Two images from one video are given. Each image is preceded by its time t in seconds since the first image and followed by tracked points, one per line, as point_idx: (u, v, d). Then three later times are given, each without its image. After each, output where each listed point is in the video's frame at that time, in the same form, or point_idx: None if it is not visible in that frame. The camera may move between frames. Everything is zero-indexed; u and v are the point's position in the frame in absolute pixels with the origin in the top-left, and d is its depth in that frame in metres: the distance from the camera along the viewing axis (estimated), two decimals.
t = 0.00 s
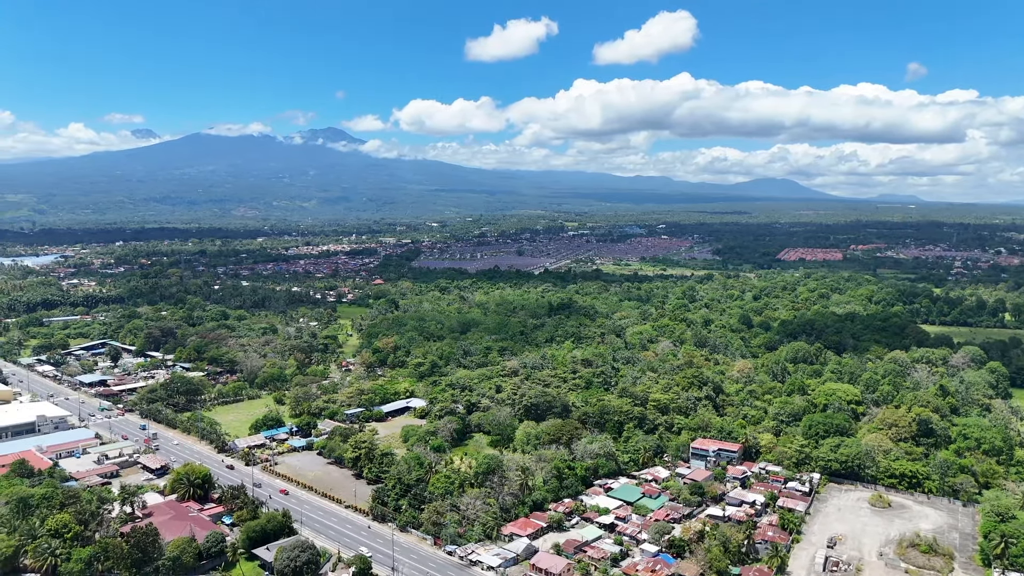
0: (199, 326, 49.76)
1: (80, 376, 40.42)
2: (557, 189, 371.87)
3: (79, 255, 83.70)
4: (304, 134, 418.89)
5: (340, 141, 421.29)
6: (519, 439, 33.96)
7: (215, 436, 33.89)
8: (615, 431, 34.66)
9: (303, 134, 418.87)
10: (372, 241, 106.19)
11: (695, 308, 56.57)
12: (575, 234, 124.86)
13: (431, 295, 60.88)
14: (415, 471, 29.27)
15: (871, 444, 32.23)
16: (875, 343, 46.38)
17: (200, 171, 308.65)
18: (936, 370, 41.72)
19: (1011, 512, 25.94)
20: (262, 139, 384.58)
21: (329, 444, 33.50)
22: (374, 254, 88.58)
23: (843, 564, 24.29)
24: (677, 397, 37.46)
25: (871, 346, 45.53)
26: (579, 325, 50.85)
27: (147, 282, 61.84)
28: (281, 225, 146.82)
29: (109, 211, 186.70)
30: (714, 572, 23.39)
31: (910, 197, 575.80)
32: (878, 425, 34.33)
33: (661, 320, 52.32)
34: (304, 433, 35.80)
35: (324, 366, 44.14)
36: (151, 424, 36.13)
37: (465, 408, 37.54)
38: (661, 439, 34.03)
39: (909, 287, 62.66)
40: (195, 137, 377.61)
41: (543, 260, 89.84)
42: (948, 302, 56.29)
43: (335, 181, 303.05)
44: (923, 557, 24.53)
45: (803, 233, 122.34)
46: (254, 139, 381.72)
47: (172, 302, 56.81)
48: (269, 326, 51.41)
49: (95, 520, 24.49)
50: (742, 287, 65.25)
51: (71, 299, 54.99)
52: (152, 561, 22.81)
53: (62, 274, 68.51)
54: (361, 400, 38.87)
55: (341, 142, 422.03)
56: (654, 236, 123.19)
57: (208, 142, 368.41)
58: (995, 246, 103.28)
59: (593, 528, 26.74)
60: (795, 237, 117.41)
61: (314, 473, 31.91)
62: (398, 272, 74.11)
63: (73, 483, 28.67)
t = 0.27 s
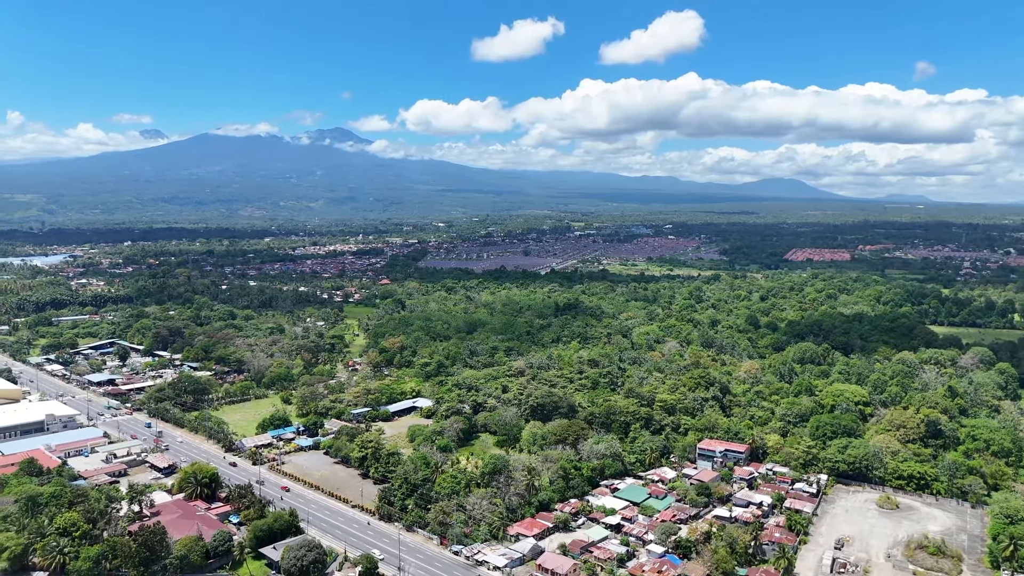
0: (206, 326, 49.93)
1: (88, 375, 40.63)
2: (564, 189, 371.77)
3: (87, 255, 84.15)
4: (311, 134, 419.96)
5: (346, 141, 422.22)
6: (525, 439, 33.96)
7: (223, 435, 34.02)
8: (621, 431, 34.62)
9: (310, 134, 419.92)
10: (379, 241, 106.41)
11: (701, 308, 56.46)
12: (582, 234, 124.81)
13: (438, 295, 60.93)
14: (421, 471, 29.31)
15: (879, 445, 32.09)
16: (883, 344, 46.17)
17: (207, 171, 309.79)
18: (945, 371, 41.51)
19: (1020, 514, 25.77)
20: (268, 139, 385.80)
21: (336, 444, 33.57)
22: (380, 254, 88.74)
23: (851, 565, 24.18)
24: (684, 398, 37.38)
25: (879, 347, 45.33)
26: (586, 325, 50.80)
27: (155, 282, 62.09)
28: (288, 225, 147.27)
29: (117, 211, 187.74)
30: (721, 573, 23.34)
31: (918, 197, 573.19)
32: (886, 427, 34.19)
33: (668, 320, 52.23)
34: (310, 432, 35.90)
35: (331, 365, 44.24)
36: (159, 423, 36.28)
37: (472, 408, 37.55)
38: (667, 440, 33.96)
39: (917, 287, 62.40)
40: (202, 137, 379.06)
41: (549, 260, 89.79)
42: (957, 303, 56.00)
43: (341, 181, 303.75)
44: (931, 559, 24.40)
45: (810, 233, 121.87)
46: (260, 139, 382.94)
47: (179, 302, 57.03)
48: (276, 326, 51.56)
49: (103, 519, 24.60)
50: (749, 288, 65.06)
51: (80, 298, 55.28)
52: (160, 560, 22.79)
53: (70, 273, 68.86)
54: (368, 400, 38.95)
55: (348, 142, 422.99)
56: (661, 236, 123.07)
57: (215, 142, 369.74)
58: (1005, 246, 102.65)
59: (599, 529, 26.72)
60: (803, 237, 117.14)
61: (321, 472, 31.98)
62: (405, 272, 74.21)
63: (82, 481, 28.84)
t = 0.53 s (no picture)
0: (214, 326, 50.12)
1: (98, 374, 40.84)
2: (571, 189, 371.67)
3: (96, 254, 84.60)
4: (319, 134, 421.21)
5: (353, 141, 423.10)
6: (532, 440, 33.95)
7: (231, 434, 34.14)
8: (628, 431, 34.55)
9: (317, 134, 421.18)
10: (386, 241, 106.61)
11: (709, 309, 56.33)
12: (588, 234, 124.75)
13: (445, 295, 60.97)
14: (428, 471, 29.33)
15: (887, 446, 31.93)
16: (892, 344, 45.93)
17: (215, 171, 311.02)
18: (954, 372, 41.27)
19: None
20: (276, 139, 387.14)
21: (343, 443, 33.64)
22: (388, 254, 88.90)
23: (859, 567, 24.06)
24: (692, 398, 37.30)
25: (887, 348, 45.10)
26: (593, 325, 50.75)
27: (164, 282, 62.35)
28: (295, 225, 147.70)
29: (126, 211, 188.72)
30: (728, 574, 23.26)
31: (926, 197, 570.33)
32: (894, 428, 34.02)
33: (675, 321, 52.12)
34: (318, 432, 35.99)
35: (338, 365, 44.34)
36: (168, 422, 36.43)
37: (479, 408, 37.55)
38: (674, 440, 33.88)
39: (926, 288, 62.11)
40: (210, 138, 380.64)
41: (556, 261, 89.73)
42: (967, 304, 55.68)
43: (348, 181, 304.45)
44: (940, 561, 24.24)
45: (818, 234, 121.37)
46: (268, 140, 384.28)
47: (188, 301, 57.26)
48: (284, 326, 51.70)
49: (112, 517, 24.64)
50: (757, 288, 64.85)
51: (89, 298, 55.57)
52: (168, 559, 22.86)
53: (80, 273, 69.24)
54: (375, 399, 39.00)
55: (355, 142, 424.04)
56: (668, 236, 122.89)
57: (223, 143, 371.19)
58: (1015, 247, 101.98)
59: (606, 529, 26.69)
60: (811, 237, 116.80)
61: (328, 472, 32.06)
62: (412, 272, 74.31)
63: (91, 480, 28.98)
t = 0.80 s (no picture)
0: (225, 325, 50.38)
1: (110, 373, 41.14)
2: (580, 189, 371.41)
3: (109, 254, 85.22)
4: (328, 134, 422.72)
5: (362, 141, 424.28)
6: (541, 440, 33.95)
7: (241, 433, 34.30)
8: (638, 432, 34.49)
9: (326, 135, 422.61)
10: (395, 241, 106.87)
11: (719, 309, 56.17)
12: (598, 234, 124.61)
13: (454, 295, 61.06)
14: (438, 470, 29.36)
15: (899, 448, 31.74)
16: (904, 345, 45.63)
17: (225, 171, 312.59)
18: (967, 374, 40.95)
19: None
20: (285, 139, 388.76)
21: (353, 442, 33.74)
22: (397, 254, 89.11)
23: (870, 569, 23.93)
24: (702, 399, 37.19)
25: (899, 349, 44.81)
26: (602, 325, 50.69)
27: (175, 281, 62.74)
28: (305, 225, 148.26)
29: (138, 211, 190.03)
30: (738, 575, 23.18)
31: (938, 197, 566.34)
32: (906, 429, 33.79)
33: (685, 321, 51.99)
34: (327, 431, 36.12)
35: (347, 365, 44.47)
36: (179, 421, 36.65)
37: (488, 408, 37.55)
38: (684, 441, 33.76)
39: (938, 288, 61.67)
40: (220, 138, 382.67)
41: (565, 261, 89.68)
42: (979, 305, 55.24)
43: (357, 182, 305.43)
44: (952, 563, 24.06)
45: (829, 234, 120.70)
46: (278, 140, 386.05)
47: (199, 301, 57.58)
48: (294, 325, 51.89)
49: (124, 515, 24.76)
50: (767, 288, 64.58)
51: (101, 298, 55.98)
52: (179, 557, 23.02)
53: (92, 272, 69.78)
54: (384, 399, 39.09)
55: (364, 142, 425.32)
56: (677, 236, 122.66)
57: (233, 143, 373.04)
58: None
59: (615, 530, 26.64)
60: (821, 238, 116.23)
61: (337, 471, 32.16)
62: (421, 272, 74.45)
63: (103, 479, 29.16)
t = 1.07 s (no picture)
0: (238, 324, 50.68)
1: (125, 372, 41.49)
2: (590, 189, 370.81)
3: (123, 254, 85.93)
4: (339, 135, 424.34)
5: (373, 141, 425.55)
6: (552, 440, 33.92)
7: (254, 432, 34.49)
8: (649, 433, 34.39)
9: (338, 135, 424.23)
10: (407, 241, 107.10)
11: (731, 310, 55.91)
12: (609, 234, 124.35)
13: (465, 295, 61.11)
14: (449, 470, 29.39)
15: (913, 450, 31.46)
16: (918, 347, 45.23)
17: (237, 171, 314.52)
18: (983, 375, 40.53)
19: None
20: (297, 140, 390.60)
21: (364, 441, 33.85)
22: (408, 254, 89.28)
23: (884, 572, 23.73)
24: (714, 400, 37.05)
25: (913, 350, 44.42)
26: (613, 326, 50.57)
27: (189, 281, 63.19)
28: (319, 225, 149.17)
29: (152, 211, 191.57)
30: None
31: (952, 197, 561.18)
32: (921, 431, 33.49)
33: (697, 321, 51.79)
34: (339, 430, 36.25)
35: (359, 364, 44.60)
36: (192, 419, 36.90)
37: (499, 407, 37.56)
38: (696, 442, 33.64)
39: (954, 289, 61.07)
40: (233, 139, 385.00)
41: (576, 261, 89.52)
42: (996, 306, 54.65)
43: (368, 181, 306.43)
44: (968, 566, 23.82)
45: (843, 234, 119.89)
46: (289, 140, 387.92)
47: (212, 300, 57.97)
48: (306, 325, 52.12)
49: (138, 513, 24.83)
50: (780, 289, 64.21)
51: (116, 297, 56.48)
52: (193, 554, 23.40)
53: (108, 272, 70.42)
54: (396, 398, 39.18)
55: (375, 142, 426.58)
56: (689, 236, 122.23)
57: (245, 143, 375.23)
58: None
59: (627, 530, 26.58)
60: (835, 238, 115.39)
61: (349, 470, 32.28)
62: (432, 272, 74.57)
63: (117, 476, 29.41)
